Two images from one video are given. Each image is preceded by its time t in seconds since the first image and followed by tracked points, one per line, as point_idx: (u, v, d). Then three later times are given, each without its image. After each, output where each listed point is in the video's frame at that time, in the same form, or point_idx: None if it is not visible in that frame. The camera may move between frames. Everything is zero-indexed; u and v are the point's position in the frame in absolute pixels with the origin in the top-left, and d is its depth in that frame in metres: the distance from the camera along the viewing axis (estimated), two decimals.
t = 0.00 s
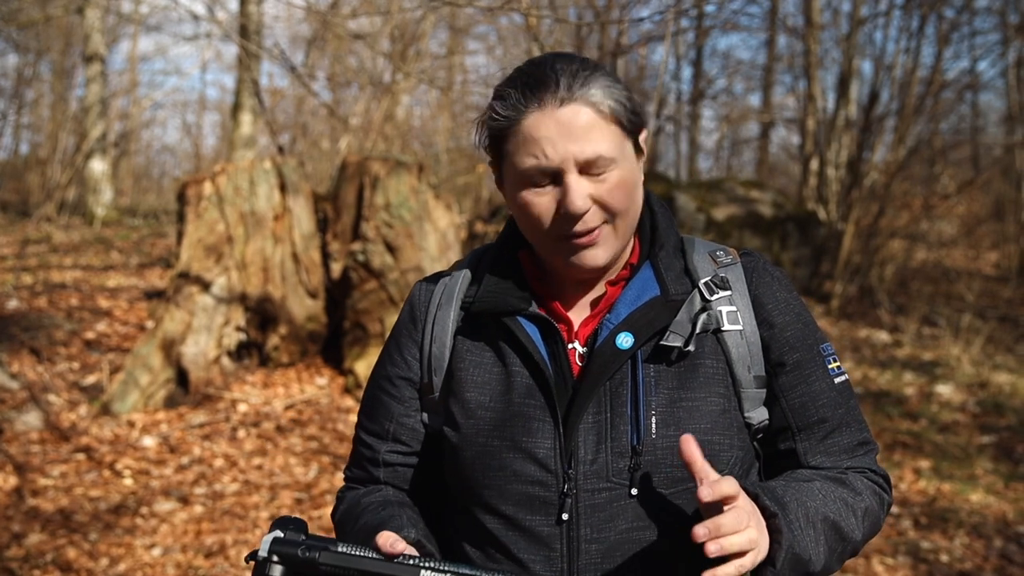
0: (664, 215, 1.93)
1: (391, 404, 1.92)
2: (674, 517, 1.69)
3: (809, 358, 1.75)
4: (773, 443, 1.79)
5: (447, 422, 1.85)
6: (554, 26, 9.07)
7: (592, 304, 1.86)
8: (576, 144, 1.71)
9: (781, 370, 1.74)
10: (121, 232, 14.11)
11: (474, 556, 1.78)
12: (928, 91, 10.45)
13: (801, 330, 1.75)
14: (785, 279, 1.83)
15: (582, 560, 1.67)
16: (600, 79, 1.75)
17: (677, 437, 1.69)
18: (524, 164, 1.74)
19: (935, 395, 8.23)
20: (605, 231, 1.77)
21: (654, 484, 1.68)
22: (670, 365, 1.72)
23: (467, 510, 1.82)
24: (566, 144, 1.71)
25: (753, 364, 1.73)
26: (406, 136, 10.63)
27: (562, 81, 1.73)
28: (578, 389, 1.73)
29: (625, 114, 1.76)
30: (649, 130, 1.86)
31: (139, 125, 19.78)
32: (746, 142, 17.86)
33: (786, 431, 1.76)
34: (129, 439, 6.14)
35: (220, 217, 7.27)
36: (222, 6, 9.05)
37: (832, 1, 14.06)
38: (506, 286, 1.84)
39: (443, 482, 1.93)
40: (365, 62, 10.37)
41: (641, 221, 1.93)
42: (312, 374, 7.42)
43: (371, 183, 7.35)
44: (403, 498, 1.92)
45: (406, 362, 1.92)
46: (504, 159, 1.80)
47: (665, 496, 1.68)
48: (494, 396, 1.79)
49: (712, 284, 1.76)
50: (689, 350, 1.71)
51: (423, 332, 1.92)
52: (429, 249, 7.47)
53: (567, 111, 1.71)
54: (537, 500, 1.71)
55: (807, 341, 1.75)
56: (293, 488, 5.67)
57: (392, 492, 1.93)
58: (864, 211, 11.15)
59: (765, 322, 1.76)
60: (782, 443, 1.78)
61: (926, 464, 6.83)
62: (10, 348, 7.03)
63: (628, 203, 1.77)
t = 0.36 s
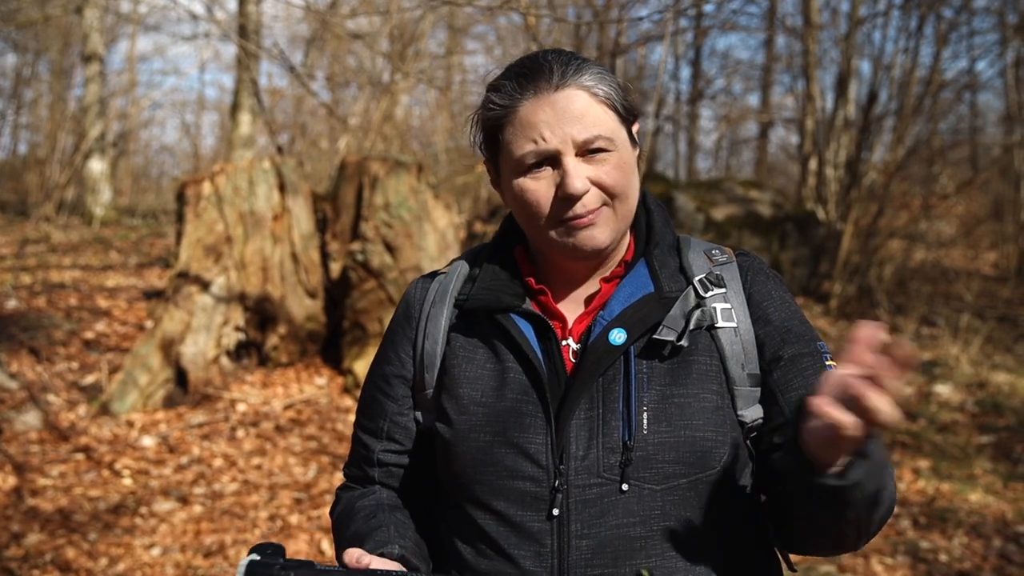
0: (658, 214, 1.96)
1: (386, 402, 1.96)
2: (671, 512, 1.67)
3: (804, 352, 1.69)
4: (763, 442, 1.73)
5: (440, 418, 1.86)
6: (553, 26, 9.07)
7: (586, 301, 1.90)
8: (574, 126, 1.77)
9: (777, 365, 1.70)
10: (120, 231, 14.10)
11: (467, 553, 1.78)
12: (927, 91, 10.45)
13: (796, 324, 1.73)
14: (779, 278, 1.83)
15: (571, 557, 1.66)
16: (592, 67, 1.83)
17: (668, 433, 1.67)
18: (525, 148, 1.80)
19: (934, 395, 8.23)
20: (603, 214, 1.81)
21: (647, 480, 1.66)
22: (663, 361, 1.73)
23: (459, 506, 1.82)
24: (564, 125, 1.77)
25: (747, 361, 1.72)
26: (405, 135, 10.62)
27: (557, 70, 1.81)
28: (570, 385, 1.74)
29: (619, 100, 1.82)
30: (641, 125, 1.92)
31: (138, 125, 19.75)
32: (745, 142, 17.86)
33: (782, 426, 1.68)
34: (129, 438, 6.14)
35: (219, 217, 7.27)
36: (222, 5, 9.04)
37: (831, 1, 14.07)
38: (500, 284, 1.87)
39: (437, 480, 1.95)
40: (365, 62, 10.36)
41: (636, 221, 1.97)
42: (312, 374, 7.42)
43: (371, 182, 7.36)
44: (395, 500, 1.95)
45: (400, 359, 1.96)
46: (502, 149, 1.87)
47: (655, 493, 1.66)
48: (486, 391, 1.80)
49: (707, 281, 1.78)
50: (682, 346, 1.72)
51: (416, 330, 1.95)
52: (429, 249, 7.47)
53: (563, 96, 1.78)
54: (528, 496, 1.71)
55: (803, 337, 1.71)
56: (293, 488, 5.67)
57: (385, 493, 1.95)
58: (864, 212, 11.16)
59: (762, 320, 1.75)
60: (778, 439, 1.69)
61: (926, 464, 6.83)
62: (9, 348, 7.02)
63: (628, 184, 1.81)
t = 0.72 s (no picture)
0: (659, 216, 1.96)
1: (379, 393, 1.95)
2: (663, 513, 1.66)
3: (801, 366, 1.77)
4: (757, 448, 1.78)
5: (432, 409, 1.85)
6: (553, 26, 9.06)
7: (584, 298, 1.88)
8: (573, 121, 1.77)
9: (773, 374, 1.75)
10: (119, 231, 14.09)
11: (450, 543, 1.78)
12: (926, 91, 10.44)
13: (793, 335, 1.78)
14: (777, 284, 1.85)
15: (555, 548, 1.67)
16: (602, 68, 1.82)
17: (660, 429, 1.68)
18: (522, 136, 1.81)
19: (933, 395, 8.23)
20: (590, 216, 1.80)
21: (636, 475, 1.66)
22: (660, 359, 1.73)
23: (447, 497, 1.82)
24: (562, 119, 1.77)
25: (746, 363, 1.74)
26: (405, 135, 10.60)
27: (566, 66, 1.80)
28: (564, 379, 1.74)
29: (624, 104, 1.82)
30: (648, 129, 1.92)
31: (137, 125, 19.72)
32: (745, 142, 17.85)
33: (778, 436, 1.75)
34: (127, 438, 6.13)
35: (218, 217, 7.27)
36: (220, 5, 9.03)
37: (830, 1, 14.08)
38: (495, 278, 1.86)
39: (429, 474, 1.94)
40: (363, 62, 10.35)
41: (638, 220, 1.96)
42: (311, 374, 7.42)
43: (370, 182, 7.37)
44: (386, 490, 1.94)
45: (394, 351, 1.95)
46: (501, 135, 1.87)
47: (643, 486, 1.66)
48: (478, 385, 1.80)
49: (708, 281, 1.78)
50: (681, 344, 1.72)
51: (411, 322, 1.94)
52: (428, 249, 7.47)
53: (567, 91, 1.78)
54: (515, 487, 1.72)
55: (798, 348, 1.77)
56: (292, 488, 5.67)
57: (375, 484, 1.94)
58: (863, 212, 11.17)
59: (762, 325, 1.77)
60: (776, 450, 1.76)
61: (924, 464, 6.84)
62: (8, 348, 7.02)
63: (619, 188, 1.81)
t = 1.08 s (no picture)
0: (648, 220, 1.96)
1: (360, 386, 1.92)
2: (642, 520, 1.67)
3: (781, 375, 1.77)
4: (734, 455, 1.79)
5: (414, 406, 1.83)
6: (551, 26, 9.07)
7: (571, 300, 1.88)
8: (574, 113, 1.78)
9: (753, 383, 1.76)
10: (118, 231, 14.09)
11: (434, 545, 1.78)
12: (924, 92, 10.45)
13: (776, 345, 1.79)
14: (762, 294, 1.86)
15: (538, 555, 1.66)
16: (606, 66, 1.83)
17: (642, 439, 1.68)
18: (520, 126, 1.81)
19: (931, 395, 8.23)
20: (585, 209, 1.80)
21: (618, 484, 1.67)
22: (644, 368, 1.73)
23: (427, 497, 1.82)
24: (562, 110, 1.78)
25: (726, 372, 1.75)
26: (404, 135, 10.60)
27: (571, 60, 1.81)
28: (549, 384, 1.73)
29: (624, 101, 1.82)
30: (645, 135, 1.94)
31: (136, 125, 19.73)
32: (744, 142, 17.87)
33: (753, 445, 1.77)
34: (126, 438, 6.13)
35: (217, 218, 7.28)
36: (219, 5, 9.04)
37: (829, 2, 14.10)
38: (483, 276, 1.86)
39: (410, 470, 1.93)
40: (362, 62, 10.37)
41: (625, 225, 1.97)
42: (310, 374, 7.41)
43: (369, 183, 7.38)
44: (365, 483, 1.92)
45: (378, 344, 1.93)
46: (500, 125, 1.87)
47: (626, 495, 1.67)
48: (464, 387, 1.78)
49: (693, 289, 1.79)
50: (665, 353, 1.73)
51: (396, 316, 1.92)
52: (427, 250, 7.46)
53: (569, 84, 1.79)
54: (497, 492, 1.72)
55: (780, 359, 1.78)
56: (290, 488, 5.66)
57: (356, 476, 1.92)
58: (862, 212, 11.21)
59: (743, 333, 1.78)
60: (750, 458, 1.77)
61: (923, 464, 6.85)
62: (7, 348, 7.02)
63: (614, 187, 1.81)
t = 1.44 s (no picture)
0: (626, 218, 1.97)
1: (343, 389, 1.92)
2: (625, 514, 1.68)
3: (760, 370, 1.77)
4: (716, 450, 1.80)
5: (397, 408, 1.83)
6: (551, 26, 9.07)
7: (551, 299, 1.89)
8: (567, 122, 1.77)
9: (733, 378, 1.76)
10: (118, 231, 14.08)
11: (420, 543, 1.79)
12: (924, 91, 10.44)
13: (754, 341, 1.79)
14: (741, 289, 1.85)
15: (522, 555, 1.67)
16: (602, 76, 1.83)
17: (623, 436, 1.68)
18: (511, 128, 1.80)
19: (931, 395, 8.23)
20: (570, 213, 1.80)
21: (600, 481, 1.67)
22: (624, 366, 1.73)
23: (410, 495, 1.82)
24: (556, 118, 1.77)
25: (706, 369, 1.75)
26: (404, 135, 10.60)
27: (567, 66, 1.80)
28: (529, 385, 1.73)
29: (617, 112, 1.82)
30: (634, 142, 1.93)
31: (135, 125, 19.72)
32: (743, 142, 17.88)
33: (735, 439, 1.77)
34: (125, 438, 6.13)
35: (216, 217, 7.28)
36: (218, 5, 9.04)
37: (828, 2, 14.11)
38: (462, 278, 1.86)
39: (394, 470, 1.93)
40: (362, 62, 10.38)
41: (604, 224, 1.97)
42: (309, 374, 7.41)
43: (368, 182, 7.39)
44: (351, 485, 1.93)
45: (360, 347, 1.93)
46: (487, 125, 1.86)
47: (608, 492, 1.68)
48: (445, 386, 1.78)
49: (672, 287, 1.78)
50: (645, 351, 1.72)
51: (377, 318, 1.92)
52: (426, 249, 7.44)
53: (565, 91, 1.78)
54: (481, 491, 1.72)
55: (758, 355, 1.78)
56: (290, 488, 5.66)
57: (342, 479, 1.93)
58: (862, 212, 11.23)
59: (723, 330, 1.78)
60: (732, 452, 1.77)
61: (922, 464, 6.85)
62: (6, 348, 7.02)
63: (600, 196, 1.82)
